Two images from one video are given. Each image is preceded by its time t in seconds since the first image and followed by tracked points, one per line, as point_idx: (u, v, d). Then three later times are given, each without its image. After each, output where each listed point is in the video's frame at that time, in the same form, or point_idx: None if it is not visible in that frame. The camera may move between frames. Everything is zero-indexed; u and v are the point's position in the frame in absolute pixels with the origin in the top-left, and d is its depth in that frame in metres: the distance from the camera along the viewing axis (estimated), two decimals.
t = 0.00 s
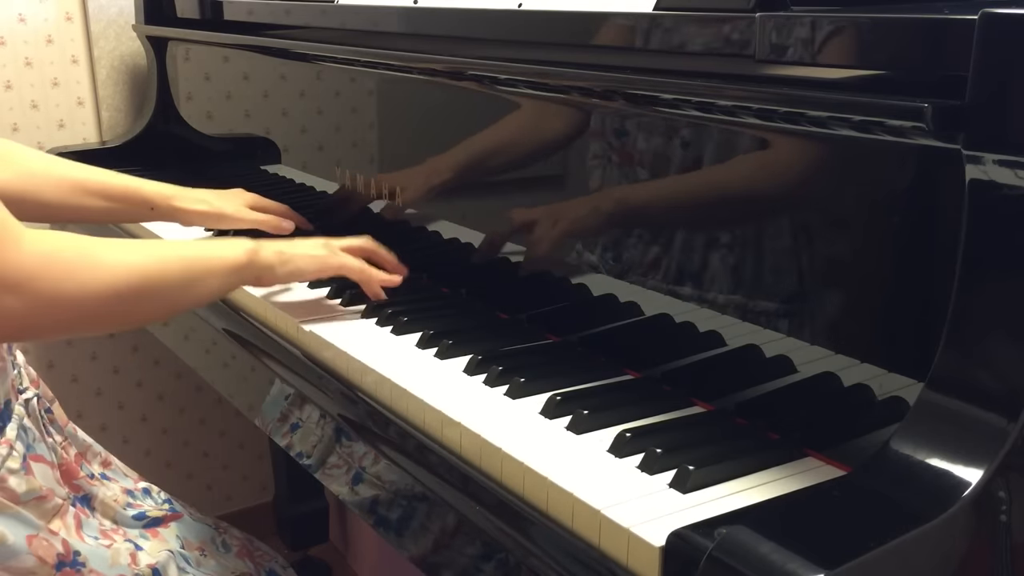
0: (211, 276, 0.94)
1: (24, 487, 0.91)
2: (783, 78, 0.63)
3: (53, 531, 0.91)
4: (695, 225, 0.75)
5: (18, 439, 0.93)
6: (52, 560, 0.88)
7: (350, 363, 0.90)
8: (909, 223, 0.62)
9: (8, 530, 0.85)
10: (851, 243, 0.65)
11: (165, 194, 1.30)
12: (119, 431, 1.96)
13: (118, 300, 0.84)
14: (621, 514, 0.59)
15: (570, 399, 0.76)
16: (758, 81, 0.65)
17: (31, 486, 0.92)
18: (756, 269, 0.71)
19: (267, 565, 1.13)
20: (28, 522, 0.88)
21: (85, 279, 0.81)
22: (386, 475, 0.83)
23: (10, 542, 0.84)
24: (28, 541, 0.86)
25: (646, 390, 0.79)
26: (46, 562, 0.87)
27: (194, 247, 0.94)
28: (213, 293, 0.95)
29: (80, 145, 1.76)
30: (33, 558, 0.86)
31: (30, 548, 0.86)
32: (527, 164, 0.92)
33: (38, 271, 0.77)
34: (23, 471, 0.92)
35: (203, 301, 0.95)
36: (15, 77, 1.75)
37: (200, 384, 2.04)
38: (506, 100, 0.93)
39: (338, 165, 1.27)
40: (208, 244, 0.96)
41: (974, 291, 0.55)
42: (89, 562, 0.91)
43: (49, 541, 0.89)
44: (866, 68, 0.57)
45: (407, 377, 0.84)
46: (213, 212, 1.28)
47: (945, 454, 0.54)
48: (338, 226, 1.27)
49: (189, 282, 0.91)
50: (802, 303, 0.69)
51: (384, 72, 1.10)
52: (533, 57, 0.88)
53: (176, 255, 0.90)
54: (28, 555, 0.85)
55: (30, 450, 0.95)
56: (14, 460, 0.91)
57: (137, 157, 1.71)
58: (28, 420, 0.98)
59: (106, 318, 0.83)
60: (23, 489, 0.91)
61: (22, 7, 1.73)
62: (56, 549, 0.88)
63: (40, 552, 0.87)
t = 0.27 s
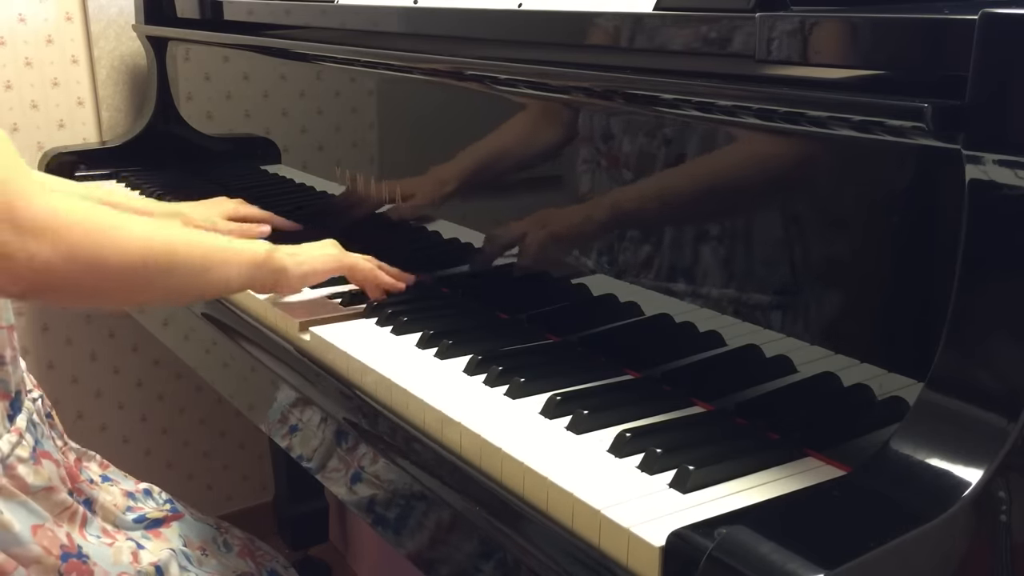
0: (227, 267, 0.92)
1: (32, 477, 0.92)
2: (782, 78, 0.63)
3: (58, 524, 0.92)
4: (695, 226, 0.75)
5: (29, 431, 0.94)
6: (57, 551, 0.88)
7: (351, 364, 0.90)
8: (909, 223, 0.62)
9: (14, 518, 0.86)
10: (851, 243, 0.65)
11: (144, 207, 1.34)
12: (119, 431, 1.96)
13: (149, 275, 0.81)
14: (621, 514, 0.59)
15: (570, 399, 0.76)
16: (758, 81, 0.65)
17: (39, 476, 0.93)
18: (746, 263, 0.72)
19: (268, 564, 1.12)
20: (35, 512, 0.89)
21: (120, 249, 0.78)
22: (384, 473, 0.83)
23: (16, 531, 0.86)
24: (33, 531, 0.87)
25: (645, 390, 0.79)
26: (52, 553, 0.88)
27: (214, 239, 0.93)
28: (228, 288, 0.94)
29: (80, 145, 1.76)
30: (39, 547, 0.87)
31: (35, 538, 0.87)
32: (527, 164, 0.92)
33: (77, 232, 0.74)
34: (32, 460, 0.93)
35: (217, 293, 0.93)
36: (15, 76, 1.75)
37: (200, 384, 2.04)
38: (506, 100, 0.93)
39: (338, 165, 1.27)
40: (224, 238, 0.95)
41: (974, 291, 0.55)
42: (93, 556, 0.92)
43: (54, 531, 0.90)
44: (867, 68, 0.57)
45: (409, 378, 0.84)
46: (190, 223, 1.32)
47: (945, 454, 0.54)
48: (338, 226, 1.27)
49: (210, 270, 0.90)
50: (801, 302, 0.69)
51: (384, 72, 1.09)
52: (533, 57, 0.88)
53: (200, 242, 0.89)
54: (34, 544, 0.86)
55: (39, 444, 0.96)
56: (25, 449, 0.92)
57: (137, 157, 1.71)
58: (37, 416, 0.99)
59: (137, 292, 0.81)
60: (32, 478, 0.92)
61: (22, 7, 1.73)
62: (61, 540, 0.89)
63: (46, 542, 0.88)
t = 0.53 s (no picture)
0: (254, 237, 0.91)
1: (31, 468, 0.92)
2: (782, 77, 0.63)
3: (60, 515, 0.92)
4: (696, 227, 0.75)
5: (29, 428, 0.95)
6: (59, 539, 0.88)
7: (351, 363, 0.90)
8: (909, 223, 0.62)
9: (15, 507, 0.87)
10: (851, 243, 0.65)
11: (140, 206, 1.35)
12: (119, 431, 1.97)
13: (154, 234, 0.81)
14: (621, 514, 0.59)
15: (570, 399, 0.76)
16: (758, 81, 0.65)
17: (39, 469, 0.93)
18: (747, 263, 0.72)
19: (270, 562, 1.13)
20: (37, 503, 0.90)
21: (123, 204, 0.78)
22: (381, 470, 0.83)
23: (16, 518, 0.86)
24: (34, 520, 0.88)
25: (645, 390, 0.79)
26: (53, 542, 0.88)
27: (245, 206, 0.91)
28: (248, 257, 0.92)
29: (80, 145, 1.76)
30: (40, 535, 0.87)
31: (36, 526, 0.87)
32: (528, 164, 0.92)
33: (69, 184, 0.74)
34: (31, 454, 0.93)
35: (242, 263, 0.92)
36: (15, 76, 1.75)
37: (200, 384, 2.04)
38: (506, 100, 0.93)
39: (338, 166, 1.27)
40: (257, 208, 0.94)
41: (974, 291, 0.55)
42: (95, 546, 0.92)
43: (55, 521, 0.90)
44: (867, 68, 0.57)
45: (409, 378, 0.84)
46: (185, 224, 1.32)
47: (945, 454, 0.54)
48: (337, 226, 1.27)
49: (230, 239, 0.88)
50: (802, 303, 0.69)
51: (384, 72, 1.09)
52: (533, 57, 0.88)
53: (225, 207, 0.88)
54: (33, 533, 0.87)
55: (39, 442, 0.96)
56: (25, 443, 0.92)
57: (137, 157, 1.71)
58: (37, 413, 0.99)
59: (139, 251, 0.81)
60: (32, 470, 0.92)
61: (22, 7, 1.73)
62: (61, 528, 0.89)
63: (47, 530, 0.88)
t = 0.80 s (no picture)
0: (241, 243, 0.98)
1: (24, 474, 0.91)
2: (782, 77, 0.63)
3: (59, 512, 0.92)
4: (697, 226, 0.75)
5: (23, 433, 0.95)
6: (57, 535, 0.89)
7: (351, 363, 0.90)
8: (909, 224, 0.62)
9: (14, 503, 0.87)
10: (851, 243, 0.65)
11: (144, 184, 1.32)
12: (119, 431, 1.97)
13: (154, 255, 0.89)
14: (621, 513, 0.59)
15: (570, 399, 0.76)
16: (758, 81, 0.65)
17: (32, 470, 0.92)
18: (747, 263, 0.72)
19: (268, 566, 1.13)
20: (35, 500, 0.90)
21: (116, 231, 0.85)
22: (381, 470, 0.83)
23: (14, 513, 0.87)
24: (31, 516, 0.88)
25: (645, 390, 0.79)
26: (50, 537, 0.88)
27: (229, 214, 0.98)
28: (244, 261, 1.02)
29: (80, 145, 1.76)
30: (37, 530, 0.88)
31: (33, 522, 0.88)
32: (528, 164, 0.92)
33: (79, 219, 0.81)
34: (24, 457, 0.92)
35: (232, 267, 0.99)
36: (15, 76, 1.75)
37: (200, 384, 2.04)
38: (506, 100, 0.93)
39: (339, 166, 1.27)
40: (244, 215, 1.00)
41: (974, 291, 0.55)
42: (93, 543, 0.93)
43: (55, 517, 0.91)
44: (867, 68, 0.57)
45: (410, 377, 0.84)
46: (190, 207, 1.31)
47: (945, 454, 0.54)
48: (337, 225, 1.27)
49: (218, 249, 0.95)
50: (802, 303, 0.69)
51: (384, 72, 1.09)
52: (532, 57, 0.88)
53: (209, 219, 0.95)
54: (29, 528, 0.87)
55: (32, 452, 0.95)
56: (18, 446, 0.92)
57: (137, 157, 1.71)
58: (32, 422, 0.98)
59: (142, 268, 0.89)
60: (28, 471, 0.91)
61: (22, 7, 1.73)
62: (60, 523, 0.90)
63: (45, 525, 0.89)
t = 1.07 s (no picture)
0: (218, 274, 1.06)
1: (13, 475, 0.93)
2: (782, 77, 0.63)
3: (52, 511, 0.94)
4: (698, 226, 0.75)
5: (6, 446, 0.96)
6: (53, 529, 0.91)
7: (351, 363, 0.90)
8: (909, 224, 0.62)
9: (9, 498, 0.90)
10: (851, 243, 0.65)
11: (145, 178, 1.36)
12: (119, 431, 1.97)
13: (133, 289, 0.96)
14: (621, 513, 0.59)
15: (570, 399, 0.76)
16: (757, 81, 0.65)
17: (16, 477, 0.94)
18: (746, 263, 0.72)
19: (266, 566, 1.13)
20: (30, 498, 0.92)
21: (103, 268, 0.93)
22: (381, 467, 0.83)
23: (9, 508, 0.90)
24: (25, 511, 0.91)
25: (645, 390, 0.79)
26: (46, 531, 0.90)
27: (208, 245, 1.06)
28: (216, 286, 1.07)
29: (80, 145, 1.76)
30: (32, 525, 0.90)
31: (27, 517, 0.90)
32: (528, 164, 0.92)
33: (46, 265, 0.86)
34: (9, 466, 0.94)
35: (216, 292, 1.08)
36: (15, 77, 1.75)
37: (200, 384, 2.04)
38: (506, 100, 0.93)
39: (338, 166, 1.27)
40: (220, 245, 1.07)
41: (974, 291, 0.55)
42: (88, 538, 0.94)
43: (50, 513, 0.93)
44: (867, 68, 0.57)
45: (409, 377, 0.84)
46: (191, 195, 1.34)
47: (945, 454, 0.54)
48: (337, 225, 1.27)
49: (207, 277, 1.05)
50: (802, 304, 0.69)
51: (384, 72, 1.09)
52: (532, 57, 0.88)
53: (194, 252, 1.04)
54: (24, 522, 0.90)
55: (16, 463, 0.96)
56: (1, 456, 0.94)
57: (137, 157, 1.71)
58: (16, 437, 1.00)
59: (127, 303, 0.97)
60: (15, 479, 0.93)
61: (22, 7, 1.73)
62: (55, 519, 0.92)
63: (41, 520, 0.91)
